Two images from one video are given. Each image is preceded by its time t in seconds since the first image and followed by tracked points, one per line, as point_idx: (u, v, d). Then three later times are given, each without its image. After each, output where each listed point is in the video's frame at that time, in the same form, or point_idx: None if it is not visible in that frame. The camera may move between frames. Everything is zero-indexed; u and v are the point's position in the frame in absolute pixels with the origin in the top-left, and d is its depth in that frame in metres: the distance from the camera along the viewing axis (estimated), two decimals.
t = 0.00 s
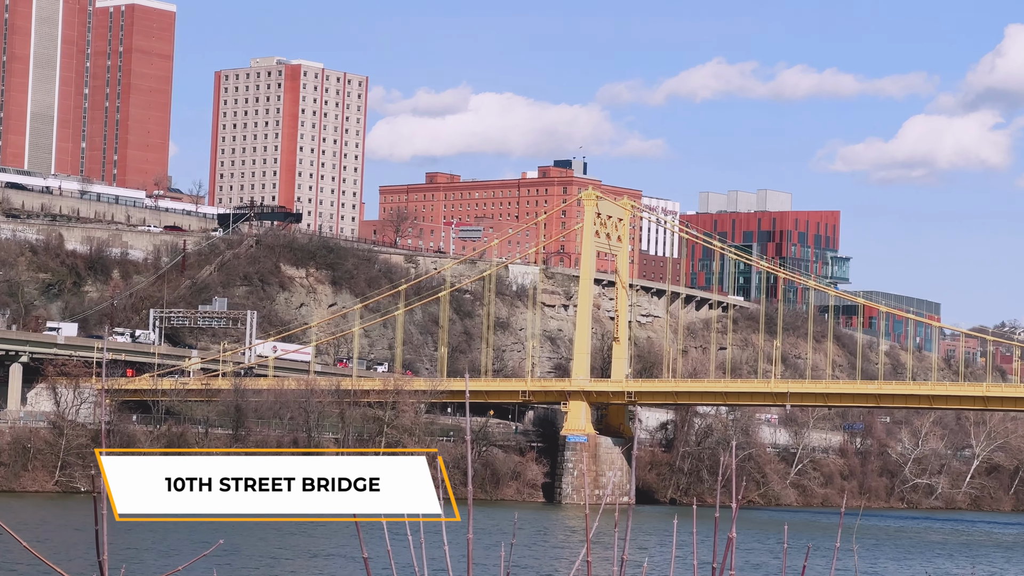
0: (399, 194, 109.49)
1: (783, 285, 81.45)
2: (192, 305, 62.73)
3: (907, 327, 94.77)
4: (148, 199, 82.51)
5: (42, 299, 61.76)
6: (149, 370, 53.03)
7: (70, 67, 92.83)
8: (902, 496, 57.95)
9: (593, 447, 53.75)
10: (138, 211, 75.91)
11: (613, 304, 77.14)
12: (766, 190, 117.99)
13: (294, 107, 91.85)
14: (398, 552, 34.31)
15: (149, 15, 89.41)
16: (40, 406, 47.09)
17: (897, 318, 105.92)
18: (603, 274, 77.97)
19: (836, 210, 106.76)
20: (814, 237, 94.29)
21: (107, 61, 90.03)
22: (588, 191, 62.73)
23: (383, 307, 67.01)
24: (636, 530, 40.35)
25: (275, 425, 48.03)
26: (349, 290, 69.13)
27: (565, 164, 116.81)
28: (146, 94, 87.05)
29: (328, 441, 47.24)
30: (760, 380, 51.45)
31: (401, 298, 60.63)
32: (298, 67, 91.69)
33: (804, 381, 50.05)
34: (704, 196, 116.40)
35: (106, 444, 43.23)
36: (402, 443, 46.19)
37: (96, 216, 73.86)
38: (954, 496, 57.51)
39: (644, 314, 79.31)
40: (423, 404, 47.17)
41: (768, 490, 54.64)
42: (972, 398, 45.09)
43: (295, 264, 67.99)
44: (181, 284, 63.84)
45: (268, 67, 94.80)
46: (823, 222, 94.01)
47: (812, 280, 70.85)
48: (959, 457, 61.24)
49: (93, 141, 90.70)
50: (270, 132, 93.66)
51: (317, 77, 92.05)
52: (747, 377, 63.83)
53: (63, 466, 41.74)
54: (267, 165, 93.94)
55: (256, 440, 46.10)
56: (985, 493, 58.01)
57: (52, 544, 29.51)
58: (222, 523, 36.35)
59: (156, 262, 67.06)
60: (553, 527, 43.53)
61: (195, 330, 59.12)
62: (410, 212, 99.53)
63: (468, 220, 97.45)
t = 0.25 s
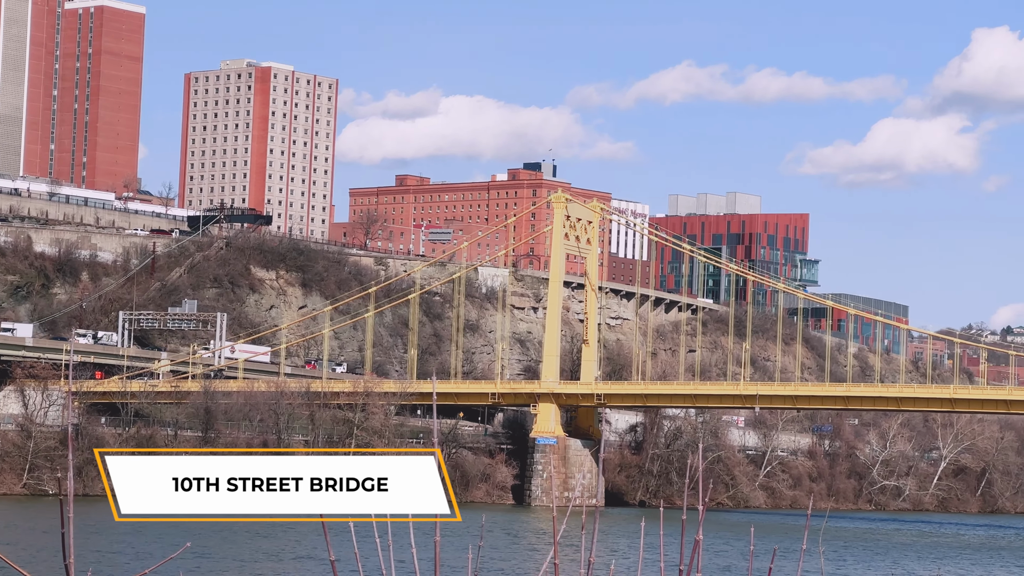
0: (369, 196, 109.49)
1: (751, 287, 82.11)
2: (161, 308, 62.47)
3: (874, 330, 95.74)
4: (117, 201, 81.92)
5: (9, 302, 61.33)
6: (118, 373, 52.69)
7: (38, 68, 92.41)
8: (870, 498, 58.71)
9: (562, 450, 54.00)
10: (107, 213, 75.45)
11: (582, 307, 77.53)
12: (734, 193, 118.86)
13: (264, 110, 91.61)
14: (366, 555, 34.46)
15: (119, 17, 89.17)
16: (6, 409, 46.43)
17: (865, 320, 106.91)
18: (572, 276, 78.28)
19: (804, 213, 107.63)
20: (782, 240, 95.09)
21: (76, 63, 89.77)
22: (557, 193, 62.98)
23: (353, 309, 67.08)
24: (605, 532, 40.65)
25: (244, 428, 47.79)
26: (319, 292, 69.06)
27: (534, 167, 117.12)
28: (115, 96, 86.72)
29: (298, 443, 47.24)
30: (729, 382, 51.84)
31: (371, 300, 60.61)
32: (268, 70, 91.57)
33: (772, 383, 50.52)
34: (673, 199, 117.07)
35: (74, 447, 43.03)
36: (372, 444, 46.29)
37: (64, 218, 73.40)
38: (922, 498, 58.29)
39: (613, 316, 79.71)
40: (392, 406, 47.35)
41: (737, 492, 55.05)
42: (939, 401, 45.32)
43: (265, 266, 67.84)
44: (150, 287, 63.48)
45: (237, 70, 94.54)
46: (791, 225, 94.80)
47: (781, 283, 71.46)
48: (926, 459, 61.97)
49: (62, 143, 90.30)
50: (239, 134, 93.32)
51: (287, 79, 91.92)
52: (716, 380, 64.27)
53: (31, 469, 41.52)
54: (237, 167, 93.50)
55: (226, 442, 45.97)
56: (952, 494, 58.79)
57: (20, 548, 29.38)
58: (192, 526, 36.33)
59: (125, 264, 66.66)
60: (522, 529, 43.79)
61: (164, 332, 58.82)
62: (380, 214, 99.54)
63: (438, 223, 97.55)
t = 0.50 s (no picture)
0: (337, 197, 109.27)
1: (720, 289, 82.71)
2: (129, 309, 62.16)
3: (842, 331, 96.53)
4: (84, 201, 81.23)
5: None
6: (85, 375, 52.33)
7: (4, 69, 91.63)
8: (837, 499, 59.43)
9: (530, 451, 54.16)
10: (74, 214, 74.87)
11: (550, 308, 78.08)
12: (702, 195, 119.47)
13: (233, 111, 91.22)
14: (334, 556, 34.42)
15: (86, 18, 88.59)
16: None
17: (832, 321, 107.84)
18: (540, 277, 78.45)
19: (772, 214, 108.39)
20: (751, 242, 95.62)
21: (43, 63, 89.16)
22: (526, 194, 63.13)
23: (322, 311, 66.98)
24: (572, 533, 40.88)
25: (212, 429, 47.48)
26: (287, 293, 68.96)
27: (503, 168, 117.28)
28: (82, 96, 86.06)
29: (266, 445, 47.10)
30: (697, 383, 52.19)
31: (340, 301, 60.46)
32: (237, 70, 91.16)
33: (739, 385, 50.94)
34: (641, 200, 117.51)
35: (40, 450, 42.68)
36: (340, 445, 46.31)
37: (30, 219, 72.77)
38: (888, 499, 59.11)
39: (582, 318, 79.97)
40: (361, 407, 47.45)
41: (705, 493, 55.52)
42: (906, 401, 45.60)
43: (233, 267, 67.60)
44: (118, 288, 63.07)
45: (206, 70, 94.05)
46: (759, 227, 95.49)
47: (749, 284, 72.03)
48: (893, 459, 62.68)
49: (28, 143, 89.55)
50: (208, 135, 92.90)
51: (255, 80, 91.60)
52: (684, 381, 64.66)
53: None
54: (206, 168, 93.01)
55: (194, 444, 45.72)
56: (918, 495, 59.96)
57: None
58: (160, 527, 36.13)
59: (93, 265, 66.25)
60: (491, 531, 43.86)
61: (132, 333, 58.54)
62: (348, 215, 99.37)
63: (407, 224, 97.44)
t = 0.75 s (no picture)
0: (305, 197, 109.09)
1: (687, 289, 83.24)
2: (96, 309, 61.81)
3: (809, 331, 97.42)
4: (50, 201, 80.74)
5: None
6: (51, 375, 52.07)
7: None
8: (804, 498, 59.93)
9: (498, 451, 54.39)
10: (40, 214, 74.46)
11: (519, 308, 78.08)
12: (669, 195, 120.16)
13: (200, 110, 90.91)
14: (300, 556, 34.59)
15: (52, 17, 88.01)
16: None
17: (800, 321, 108.65)
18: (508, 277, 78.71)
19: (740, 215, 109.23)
20: (718, 242, 96.29)
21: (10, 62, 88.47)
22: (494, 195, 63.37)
23: (289, 310, 66.90)
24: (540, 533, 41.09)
25: (179, 429, 47.29)
26: (255, 293, 68.75)
27: (471, 168, 117.39)
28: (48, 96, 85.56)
29: (233, 444, 47.10)
30: (665, 383, 52.57)
31: (308, 301, 60.46)
32: (204, 70, 90.84)
33: (707, 385, 51.38)
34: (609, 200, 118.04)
35: (5, 451, 42.49)
36: (307, 446, 46.34)
37: None
38: (855, 498, 59.77)
39: (550, 318, 80.33)
40: (329, 407, 47.39)
41: (673, 493, 55.95)
42: (873, 401, 46.13)
43: (201, 267, 67.36)
44: (84, 288, 62.69)
45: (173, 70, 93.68)
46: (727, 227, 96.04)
47: (716, 284, 72.50)
48: (860, 458, 63.35)
49: None
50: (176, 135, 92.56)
51: (223, 80, 91.27)
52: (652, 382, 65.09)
53: None
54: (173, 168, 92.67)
55: (160, 444, 45.59)
56: (885, 494, 60.70)
57: None
58: (126, 528, 36.14)
59: (59, 265, 65.88)
60: (458, 530, 44.08)
61: (99, 334, 58.31)
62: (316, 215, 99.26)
63: (374, 224, 97.46)
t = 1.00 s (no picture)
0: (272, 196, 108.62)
1: (655, 288, 83.63)
2: (61, 308, 61.35)
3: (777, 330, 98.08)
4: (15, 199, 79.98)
5: None
6: (16, 374, 51.73)
7: None
8: (772, 497, 60.36)
9: (466, 449, 54.52)
10: (4, 212, 73.78)
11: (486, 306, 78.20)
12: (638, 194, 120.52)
13: (166, 109, 90.37)
14: (266, 556, 34.50)
15: (17, 15, 87.25)
16: None
17: (767, 320, 109.34)
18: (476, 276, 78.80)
19: (708, 214, 109.68)
20: (686, 240, 96.69)
21: None
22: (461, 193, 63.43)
23: (256, 310, 66.67)
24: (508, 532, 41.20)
25: (145, 429, 47.14)
26: (222, 292, 68.46)
27: (440, 167, 117.36)
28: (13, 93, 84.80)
29: (200, 444, 46.95)
30: (632, 382, 52.83)
31: (275, 300, 60.24)
32: (170, 68, 90.32)
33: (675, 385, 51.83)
34: (578, 199, 118.23)
35: None
36: (274, 445, 46.25)
37: None
38: (822, 496, 60.32)
39: (517, 316, 80.47)
40: (297, 407, 47.27)
41: (640, 492, 56.34)
42: (840, 400, 46.80)
43: (168, 266, 66.99)
44: (50, 288, 62.24)
45: (139, 68, 93.08)
46: (696, 225, 96.48)
47: (684, 283, 72.90)
48: (827, 457, 63.93)
49: None
50: (142, 133, 91.93)
51: (189, 79, 90.80)
52: (621, 380, 65.40)
53: None
54: (139, 166, 92.02)
55: (127, 444, 45.33)
56: (853, 493, 61.32)
57: None
58: (92, 528, 35.88)
59: (24, 264, 65.41)
60: (426, 530, 44.09)
61: (65, 333, 57.92)
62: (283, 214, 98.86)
63: (342, 223, 97.23)
